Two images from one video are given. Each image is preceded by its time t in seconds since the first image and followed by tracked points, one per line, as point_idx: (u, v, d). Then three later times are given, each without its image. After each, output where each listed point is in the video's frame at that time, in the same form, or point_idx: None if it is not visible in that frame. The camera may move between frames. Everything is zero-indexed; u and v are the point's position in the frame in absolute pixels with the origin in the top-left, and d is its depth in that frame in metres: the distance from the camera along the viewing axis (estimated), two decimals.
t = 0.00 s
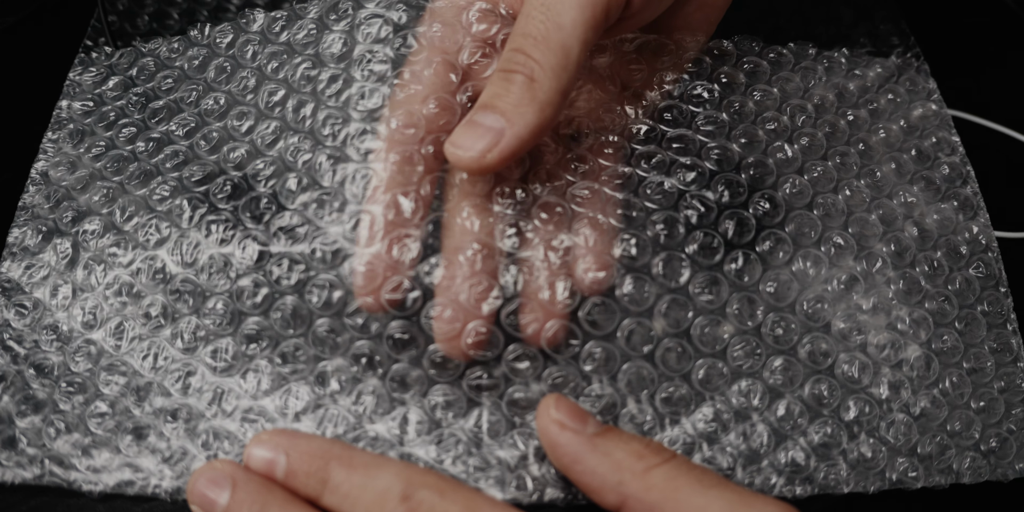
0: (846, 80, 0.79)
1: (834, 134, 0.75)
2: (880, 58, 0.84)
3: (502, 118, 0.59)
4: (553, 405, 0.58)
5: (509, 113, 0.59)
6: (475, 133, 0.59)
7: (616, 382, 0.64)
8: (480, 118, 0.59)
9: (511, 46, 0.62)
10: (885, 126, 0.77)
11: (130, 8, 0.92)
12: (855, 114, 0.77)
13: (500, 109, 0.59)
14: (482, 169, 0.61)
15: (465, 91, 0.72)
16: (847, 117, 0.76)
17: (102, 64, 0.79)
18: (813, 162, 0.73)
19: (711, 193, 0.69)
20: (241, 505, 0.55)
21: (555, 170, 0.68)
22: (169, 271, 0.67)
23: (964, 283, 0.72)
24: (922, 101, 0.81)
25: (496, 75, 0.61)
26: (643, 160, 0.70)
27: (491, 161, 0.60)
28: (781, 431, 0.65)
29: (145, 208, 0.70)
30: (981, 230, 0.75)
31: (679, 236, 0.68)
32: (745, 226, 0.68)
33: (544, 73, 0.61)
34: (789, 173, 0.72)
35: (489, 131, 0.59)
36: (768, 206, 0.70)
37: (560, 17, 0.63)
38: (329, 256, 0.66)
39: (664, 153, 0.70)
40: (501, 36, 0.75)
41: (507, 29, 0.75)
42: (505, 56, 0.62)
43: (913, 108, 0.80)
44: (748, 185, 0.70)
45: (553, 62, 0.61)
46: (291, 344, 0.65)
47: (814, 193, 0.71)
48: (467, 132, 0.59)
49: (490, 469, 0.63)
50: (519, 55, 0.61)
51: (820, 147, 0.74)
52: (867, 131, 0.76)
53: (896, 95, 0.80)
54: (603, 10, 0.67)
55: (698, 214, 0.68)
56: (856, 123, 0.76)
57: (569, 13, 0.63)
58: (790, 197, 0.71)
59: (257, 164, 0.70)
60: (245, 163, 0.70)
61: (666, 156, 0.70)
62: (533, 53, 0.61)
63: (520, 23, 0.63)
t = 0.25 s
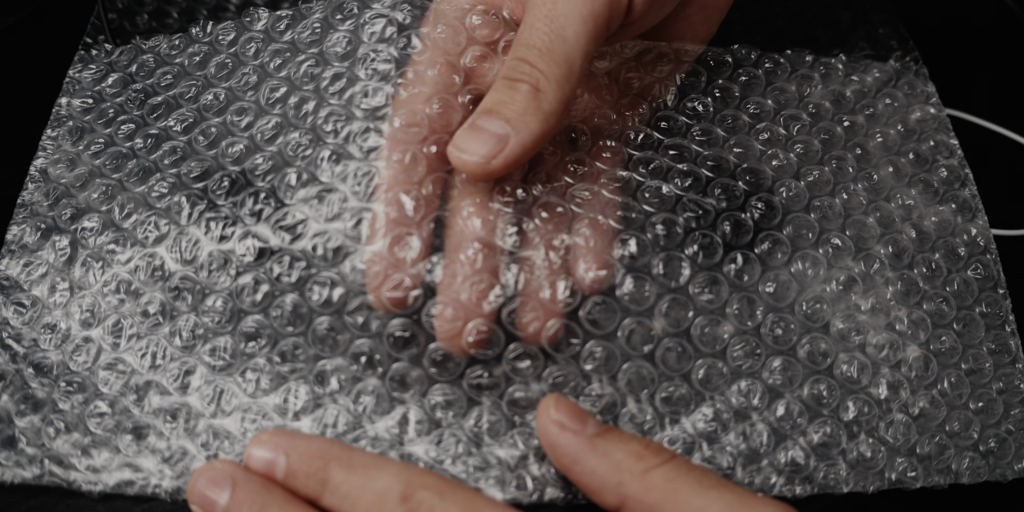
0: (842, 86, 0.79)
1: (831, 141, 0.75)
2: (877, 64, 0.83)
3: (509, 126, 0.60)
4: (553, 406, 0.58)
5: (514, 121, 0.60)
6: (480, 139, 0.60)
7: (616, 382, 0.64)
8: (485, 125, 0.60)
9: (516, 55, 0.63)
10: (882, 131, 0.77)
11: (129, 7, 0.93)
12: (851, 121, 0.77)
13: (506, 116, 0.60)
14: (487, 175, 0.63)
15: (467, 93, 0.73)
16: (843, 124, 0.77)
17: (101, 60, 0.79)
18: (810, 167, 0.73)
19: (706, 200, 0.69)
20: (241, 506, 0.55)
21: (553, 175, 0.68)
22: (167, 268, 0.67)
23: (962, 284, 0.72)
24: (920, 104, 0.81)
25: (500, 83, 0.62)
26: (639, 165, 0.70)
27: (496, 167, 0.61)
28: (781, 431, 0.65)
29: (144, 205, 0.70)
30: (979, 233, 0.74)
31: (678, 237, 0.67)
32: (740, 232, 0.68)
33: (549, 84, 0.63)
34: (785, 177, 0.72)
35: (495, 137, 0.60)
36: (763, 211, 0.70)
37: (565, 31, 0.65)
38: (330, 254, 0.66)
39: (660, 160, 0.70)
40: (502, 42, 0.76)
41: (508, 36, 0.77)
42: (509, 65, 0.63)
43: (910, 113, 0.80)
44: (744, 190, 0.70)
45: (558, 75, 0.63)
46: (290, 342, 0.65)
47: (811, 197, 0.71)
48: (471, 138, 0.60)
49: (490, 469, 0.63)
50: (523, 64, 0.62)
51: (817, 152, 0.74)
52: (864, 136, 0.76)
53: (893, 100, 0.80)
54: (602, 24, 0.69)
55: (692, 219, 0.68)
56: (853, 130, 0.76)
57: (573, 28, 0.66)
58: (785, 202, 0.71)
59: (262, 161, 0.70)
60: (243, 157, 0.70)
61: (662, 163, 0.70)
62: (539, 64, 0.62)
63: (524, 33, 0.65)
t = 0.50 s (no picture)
0: (839, 89, 0.79)
1: (827, 143, 0.75)
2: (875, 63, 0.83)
3: (516, 137, 0.59)
4: (553, 406, 0.58)
5: (521, 133, 0.60)
6: (487, 150, 0.59)
7: (617, 382, 0.63)
8: (492, 135, 0.59)
9: (521, 67, 0.63)
10: (879, 132, 0.77)
11: (129, 5, 0.92)
12: (847, 123, 0.77)
13: (513, 128, 0.59)
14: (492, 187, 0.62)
15: (468, 95, 0.73)
16: (839, 127, 0.76)
17: (101, 59, 0.79)
18: (806, 169, 0.73)
19: (704, 201, 0.69)
20: (241, 505, 0.55)
21: (551, 178, 0.68)
22: (167, 267, 0.67)
23: (963, 282, 0.72)
24: (919, 102, 0.81)
25: (506, 93, 0.61)
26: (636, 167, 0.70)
27: (502, 179, 0.60)
28: (781, 430, 0.65)
29: (144, 204, 0.70)
30: (978, 230, 0.74)
31: (676, 238, 0.68)
32: (738, 232, 0.68)
33: (555, 97, 0.62)
34: (783, 178, 0.72)
35: (502, 149, 0.59)
36: (761, 211, 0.70)
37: (570, 44, 0.65)
38: (330, 254, 0.66)
39: (658, 161, 0.71)
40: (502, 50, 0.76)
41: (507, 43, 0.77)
42: (514, 76, 0.62)
43: (908, 112, 0.80)
44: (742, 190, 0.70)
45: (563, 87, 0.63)
46: (292, 342, 0.65)
47: (808, 198, 0.71)
48: (479, 148, 0.60)
49: (490, 469, 0.63)
50: (529, 77, 0.62)
51: (812, 156, 0.74)
52: (860, 138, 0.76)
53: (891, 99, 0.80)
54: (603, 36, 0.69)
55: (689, 220, 0.68)
56: (849, 131, 0.76)
57: (577, 41, 0.65)
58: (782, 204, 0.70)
59: (272, 163, 0.69)
60: (242, 156, 0.70)
61: (660, 165, 0.71)
62: (545, 77, 0.62)
63: (528, 44, 0.65)
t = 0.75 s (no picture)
0: (831, 88, 0.79)
1: (821, 148, 0.75)
2: (871, 57, 0.83)
3: (517, 159, 0.60)
4: (552, 406, 0.58)
5: (522, 154, 0.60)
6: (489, 172, 0.60)
7: (616, 383, 0.63)
8: (491, 158, 0.60)
9: (515, 85, 0.62)
10: (875, 130, 0.77)
11: (128, 6, 0.93)
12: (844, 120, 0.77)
13: (513, 150, 0.60)
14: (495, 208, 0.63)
15: (466, 105, 0.73)
16: (833, 129, 0.77)
17: (100, 62, 0.79)
18: (799, 173, 0.73)
19: (698, 204, 0.69)
20: (241, 506, 0.55)
21: (547, 186, 0.69)
22: (168, 270, 0.67)
23: (965, 274, 0.71)
24: (917, 94, 0.81)
25: (502, 113, 0.61)
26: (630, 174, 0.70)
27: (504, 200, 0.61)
28: (782, 427, 0.64)
29: (144, 207, 0.70)
30: (980, 221, 0.74)
31: (670, 240, 0.68)
32: (733, 232, 0.68)
33: (552, 115, 0.62)
34: (778, 180, 0.72)
35: (503, 171, 0.60)
36: (755, 211, 0.70)
37: (563, 61, 0.64)
38: (328, 259, 0.66)
39: (651, 168, 0.71)
40: (498, 61, 0.76)
41: (501, 52, 0.77)
42: (509, 95, 0.62)
43: (907, 104, 0.80)
44: (735, 191, 0.71)
45: (559, 104, 0.63)
46: (293, 343, 0.65)
47: (802, 198, 0.71)
48: (480, 171, 0.60)
49: (490, 468, 0.63)
50: (525, 96, 0.61)
51: (806, 160, 0.74)
52: (857, 136, 0.77)
53: (888, 94, 0.80)
54: (593, 47, 0.69)
55: (683, 222, 0.69)
56: (846, 128, 0.77)
57: (570, 56, 0.65)
58: (777, 205, 0.70)
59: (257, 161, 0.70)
60: (240, 159, 0.70)
61: (653, 172, 0.71)
62: (540, 95, 0.62)
63: (521, 61, 0.64)
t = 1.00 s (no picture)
0: (833, 93, 0.80)
1: (826, 142, 0.75)
2: (870, 65, 0.83)
3: (533, 180, 0.60)
4: (552, 406, 0.58)
5: (538, 176, 0.60)
6: (507, 198, 0.60)
7: (616, 383, 0.64)
8: (506, 183, 0.60)
9: (523, 106, 0.62)
10: (878, 129, 0.77)
11: (128, 9, 0.94)
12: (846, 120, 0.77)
13: (528, 172, 0.60)
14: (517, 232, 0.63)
15: (468, 113, 0.73)
16: (838, 125, 0.77)
17: (101, 64, 0.79)
18: (802, 169, 0.73)
19: (698, 206, 0.70)
20: (240, 505, 0.55)
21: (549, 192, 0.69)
22: (169, 269, 0.67)
23: (964, 277, 0.71)
24: (918, 101, 0.81)
25: (512, 136, 0.61)
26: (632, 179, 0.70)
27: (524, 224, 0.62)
28: (782, 428, 0.64)
29: (145, 208, 0.70)
30: (980, 225, 0.74)
31: (669, 243, 0.68)
32: (734, 233, 0.69)
33: (563, 131, 0.62)
34: (780, 180, 0.72)
35: (520, 194, 0.60)
36: (756, 212, 0.70)
37: (569, 78, 0.64)
38: (332, 258, 0.66)
39: (652, 173, 0.71)
40: (501, 71, 0.77)
41: (502, 62, 0.78)
42: (517, 116, 0.62)
43: (908, 110, 0.80)
44: (736, 193, 0.71)
45: (569, 119, 0.63)
46: (294, 343, 0.65)
47: (804, 197, 0.72)
48: (498, 198, 0.60)
49: (490, 468, 0.63)
50: (533, 116, 0.61)
51: (811, 154, 0.74)
52: (860, 135, 0.77)
53: (888, 99, 0.80)
54: (597, 60, 0.69)
55: (683, 223, 0.69)
56: (848, 129, 0.77)
57: (575, 72, 0.65)
58: (778, 204, 0.71)
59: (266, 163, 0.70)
60: (244, 160, 0.70)
61: (654, 176, 0.71)
62: (549, 114, 0.62)
63: (527, 80, 0.64)
